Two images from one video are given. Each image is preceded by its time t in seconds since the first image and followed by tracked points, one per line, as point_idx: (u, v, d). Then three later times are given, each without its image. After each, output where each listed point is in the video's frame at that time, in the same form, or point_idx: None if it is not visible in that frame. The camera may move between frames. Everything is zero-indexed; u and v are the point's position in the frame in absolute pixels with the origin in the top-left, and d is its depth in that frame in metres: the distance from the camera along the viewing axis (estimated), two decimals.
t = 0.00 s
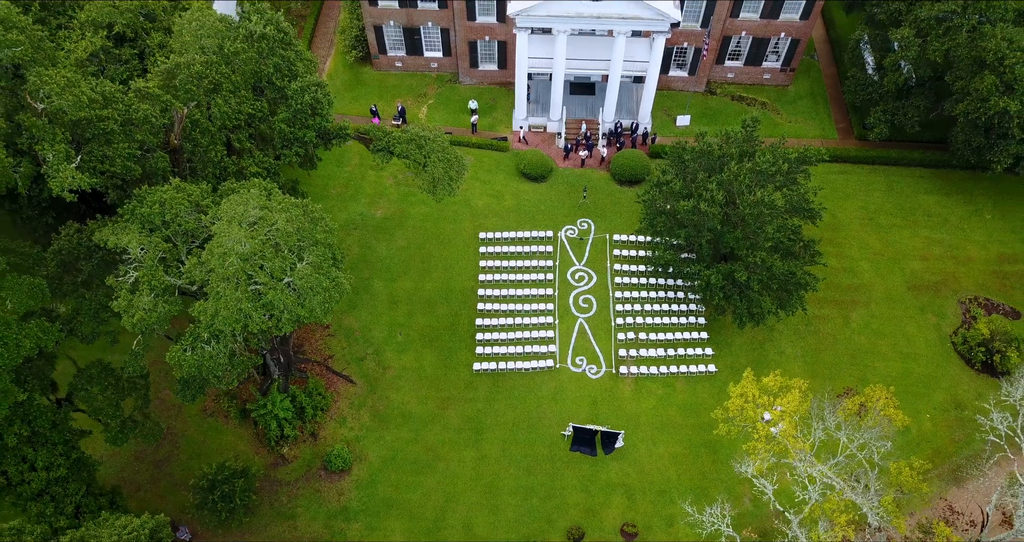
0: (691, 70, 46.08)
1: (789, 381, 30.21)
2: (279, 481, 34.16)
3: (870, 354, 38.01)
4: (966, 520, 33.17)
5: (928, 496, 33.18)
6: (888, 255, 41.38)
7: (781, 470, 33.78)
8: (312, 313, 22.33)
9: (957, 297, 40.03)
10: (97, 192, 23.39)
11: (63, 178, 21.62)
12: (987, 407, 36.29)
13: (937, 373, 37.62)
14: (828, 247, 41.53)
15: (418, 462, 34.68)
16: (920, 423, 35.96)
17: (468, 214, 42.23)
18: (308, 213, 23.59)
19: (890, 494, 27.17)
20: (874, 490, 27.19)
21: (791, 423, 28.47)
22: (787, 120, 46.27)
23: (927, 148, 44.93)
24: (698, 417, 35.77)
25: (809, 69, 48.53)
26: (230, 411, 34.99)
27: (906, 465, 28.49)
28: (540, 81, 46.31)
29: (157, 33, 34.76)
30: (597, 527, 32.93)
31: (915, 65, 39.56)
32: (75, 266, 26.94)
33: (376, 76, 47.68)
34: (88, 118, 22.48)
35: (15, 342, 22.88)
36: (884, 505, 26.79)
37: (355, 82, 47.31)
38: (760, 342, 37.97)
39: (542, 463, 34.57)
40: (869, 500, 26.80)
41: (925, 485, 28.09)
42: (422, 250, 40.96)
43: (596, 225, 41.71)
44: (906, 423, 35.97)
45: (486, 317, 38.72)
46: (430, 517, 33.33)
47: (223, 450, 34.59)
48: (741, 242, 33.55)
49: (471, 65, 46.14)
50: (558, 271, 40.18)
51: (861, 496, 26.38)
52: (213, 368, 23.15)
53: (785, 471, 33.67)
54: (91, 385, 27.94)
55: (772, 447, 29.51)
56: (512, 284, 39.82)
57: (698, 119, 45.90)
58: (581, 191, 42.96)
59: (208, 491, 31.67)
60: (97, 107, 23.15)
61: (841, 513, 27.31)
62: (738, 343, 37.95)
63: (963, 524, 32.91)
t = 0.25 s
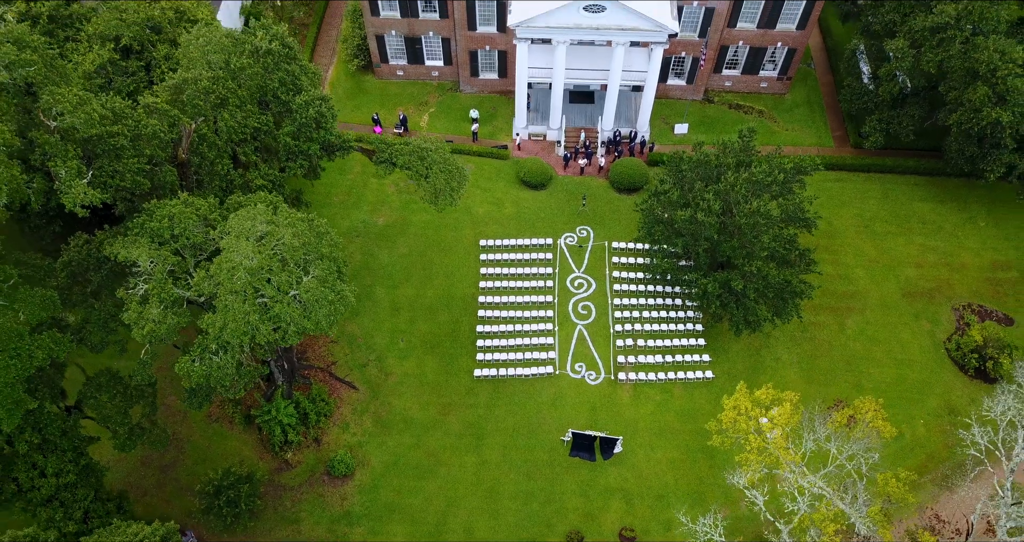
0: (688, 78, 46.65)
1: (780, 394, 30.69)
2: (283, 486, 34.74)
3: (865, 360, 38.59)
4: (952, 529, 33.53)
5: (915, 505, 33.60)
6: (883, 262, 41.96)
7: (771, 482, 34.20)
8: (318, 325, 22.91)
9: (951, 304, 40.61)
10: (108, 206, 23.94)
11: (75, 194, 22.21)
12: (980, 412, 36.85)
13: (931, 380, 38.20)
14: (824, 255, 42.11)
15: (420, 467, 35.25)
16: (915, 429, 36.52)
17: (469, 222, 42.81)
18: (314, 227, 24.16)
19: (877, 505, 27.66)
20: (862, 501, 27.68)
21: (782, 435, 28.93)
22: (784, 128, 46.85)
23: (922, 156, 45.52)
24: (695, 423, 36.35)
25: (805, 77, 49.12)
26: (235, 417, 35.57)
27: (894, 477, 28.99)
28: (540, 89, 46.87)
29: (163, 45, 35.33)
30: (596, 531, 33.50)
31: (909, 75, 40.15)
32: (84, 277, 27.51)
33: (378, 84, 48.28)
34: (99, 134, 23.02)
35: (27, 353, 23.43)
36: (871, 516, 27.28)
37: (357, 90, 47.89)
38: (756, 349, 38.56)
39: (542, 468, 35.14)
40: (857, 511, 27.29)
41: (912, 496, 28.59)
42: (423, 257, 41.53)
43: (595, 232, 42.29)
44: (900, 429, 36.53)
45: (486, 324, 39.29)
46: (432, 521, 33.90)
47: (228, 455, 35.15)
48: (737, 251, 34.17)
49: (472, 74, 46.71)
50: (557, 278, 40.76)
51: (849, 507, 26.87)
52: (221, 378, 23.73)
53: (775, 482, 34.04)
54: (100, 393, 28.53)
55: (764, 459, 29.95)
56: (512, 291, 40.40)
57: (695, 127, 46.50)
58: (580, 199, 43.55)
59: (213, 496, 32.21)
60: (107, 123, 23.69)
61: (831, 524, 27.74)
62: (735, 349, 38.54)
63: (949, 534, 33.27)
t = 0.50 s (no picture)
0: (687, 87, 47.24)
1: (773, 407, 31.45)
2: (287, 491, 35.35)
3: (860, 367, 39.19)
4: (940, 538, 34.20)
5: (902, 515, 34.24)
6: (878, 269, 42.55)
7: (761, 493, 34.70)
8: (324, 337, 23.53)
9: (945, 311, 41.21)
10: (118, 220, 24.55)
11: (87, 210, 22.84)
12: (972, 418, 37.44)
13: (925, 386, 38.79)
14: (820, 262, 42.72)
15: (422, 473, 35.86)
16: (908, 435, 37.15)
17: (470, 230, 43.41)
18: (319, 240, 24.75)
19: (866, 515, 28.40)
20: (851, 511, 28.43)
21: (774, 447, 29.69)
22: (781, 136, 47.46)
23: (917, 164, 46.12)
24: (693, 428, 36.95)
25: (802, 86, 49.72)
26: (240, 423, 36.16)
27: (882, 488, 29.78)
28: (540, 98, 47.47)
29: (169, 57, 35.96)
30: (594, 536, 34.11)
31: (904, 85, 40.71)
32: (94, 287, 28.10)
33: (380, 93, 48.90)
34: (110, 151, 23.61)
35: (40, 364, 24.01)
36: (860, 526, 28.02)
37: (359, 99, 48.51)
38: (753, 356, 39.16)
39: (542, 473, 35.75)
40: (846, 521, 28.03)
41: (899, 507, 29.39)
42: (425, 265, 42.14)
43: (594, 240, 42.89)
44: (894, 436, 37.13)
45: (487, 331, 39.89)
46: (434, 526, 34.52)
47: (233, 461, 35.74)
48: (734, 260, 34.79)
49: (472, 83, 47.31)
50: (557, 285, 41.35)
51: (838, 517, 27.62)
52: (229, 388, 24.34)
53: (766, 492, 34.66)
54: (109, 402, 29.15)
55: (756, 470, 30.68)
56: (512, 298, 40.99)
57: (693, 136, 47.11)
58: (580, 207, 44.16)
59: (219, 501, 32.79)
60: (117, 139, 24.27)
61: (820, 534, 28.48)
62: (732, 356, 39.14)
63: None
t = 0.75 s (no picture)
0: (684, 97, 47.89)
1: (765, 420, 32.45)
2: (292, 497, 36.01)
3: (854, 374, 39.85)
4: None
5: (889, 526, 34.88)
6: (873, 277, 43.20)
7: (752, 504, 35.15)
8: (330, 350, 24.19)
9: (938, 319, 41.87)
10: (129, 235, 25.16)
11: (100, 227, 23.48)
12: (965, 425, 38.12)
13: (918, 393, 39.45)
14: (816, 270, 43.37)
15: (424, 479, 36.50)
16: (902, 441, 37.82)
17: (471, 238, 44.06)
18: (325, 255, 25.42)
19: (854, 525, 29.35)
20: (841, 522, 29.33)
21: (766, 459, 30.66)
22: (778, 145, 48.11)
23: (911, 173, 46.79)
24: (690, 435, 37.60)
25: (798, 95, 50.39)
26: (245, 430, 36.77)
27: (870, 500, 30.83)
28: (540, 107, 48.12)
29: (176, 71, 36.58)
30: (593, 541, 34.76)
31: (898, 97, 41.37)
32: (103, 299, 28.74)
33: (382, 103, 49.56)
34: (121, 168, 24.22)
35: (54, 376, 24.63)
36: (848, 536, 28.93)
37: (361, 108, 49.15)
38: (749, 363, 39.81)
39: (541, 479, 36.39)
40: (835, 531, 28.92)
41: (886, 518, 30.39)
42: (427, 273, 42.79)
43: (594, 248, 43.54)
44: (887, 442, 37.78)
45: (488, 339, 40.53)
46: (435, 531, 35.18)
47: (238, 467, 36.37)
48: (730, 270, 35.47)
49: (473, 93, 47.96)
50: (556, 293, 42.00)
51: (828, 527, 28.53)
52: (237, 399, 24.99)
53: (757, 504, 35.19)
54: (119, 410, 29.80)
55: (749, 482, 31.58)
56: (513, 306, 41.64)
57: (691, 145, 47.77)
58: (579, 215, 44.82)
59: (226, 507, 33.42)
60: (128, 156, 24.88)
61: None
62: (729, 363, 39.80)
63: None
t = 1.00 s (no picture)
0: (682, 107, 48.55)
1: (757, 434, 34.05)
2: (296, 502, 36.69)
3: (849, 381, 40.52)
4: None
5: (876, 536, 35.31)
6: (868, 285, 43.86)
7: (743, 516, 35.58)
8: (336, 363, 24.88)
9: (932, 326, 42.54)
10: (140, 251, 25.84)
11: (112, 243, 24.18)
12: (957, 431, 38.77)
13: (912, 399, 40.11)
14: (812, 278, 44.04)
15: (426, 484, 37.17)
16: (896, 447, 38.50)
17: (472, 246, 44.73)
18: (331, 269, 26.10)
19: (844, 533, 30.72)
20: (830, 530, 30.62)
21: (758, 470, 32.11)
22: (774, 154, 48.77)
23: (906, 182, 47.48)
24: (688, 441, 38.27)
25: (795, 104, 51.07)
26: (250, 436, 37.42)
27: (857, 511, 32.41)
28: (540, 117, 48.80)
29: (182, 83, 37.27)
30: None
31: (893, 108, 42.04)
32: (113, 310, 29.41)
33: (384, 112, 50.25)
34: (133, 186, 24.88)
35: (67, 387, 25.30)
36: None
37: (364, 117, 49.85)
38: (746, 370, 40.48)
39: (541, 485, 37.06)
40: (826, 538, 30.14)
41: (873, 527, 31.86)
42: (428, 281, 43.47)
43: (593, 257, 44.21)
44: (881, 449, 38.43)
45: (489, 346, 41.18)
46: (437, 536, 35.85)
47: (244, 473, 37.02)
48: (727, 280, 36.15)
49: (474, 102, 48.64)
50: (556, 301, 42.66)
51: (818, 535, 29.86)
52: (245, 409, 25.67)
53: (748, 514, 35.56)
54: (128, 419, 30.45)
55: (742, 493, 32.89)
56: (513, 313, 42.30)
57: (689, 154, 48.45)
58: (578, 224, 45.50)
59: (232, 513, 34.07)
60: (139, 173, 25.56)
61: None
62: (726, 370, 40.47)
63: None
